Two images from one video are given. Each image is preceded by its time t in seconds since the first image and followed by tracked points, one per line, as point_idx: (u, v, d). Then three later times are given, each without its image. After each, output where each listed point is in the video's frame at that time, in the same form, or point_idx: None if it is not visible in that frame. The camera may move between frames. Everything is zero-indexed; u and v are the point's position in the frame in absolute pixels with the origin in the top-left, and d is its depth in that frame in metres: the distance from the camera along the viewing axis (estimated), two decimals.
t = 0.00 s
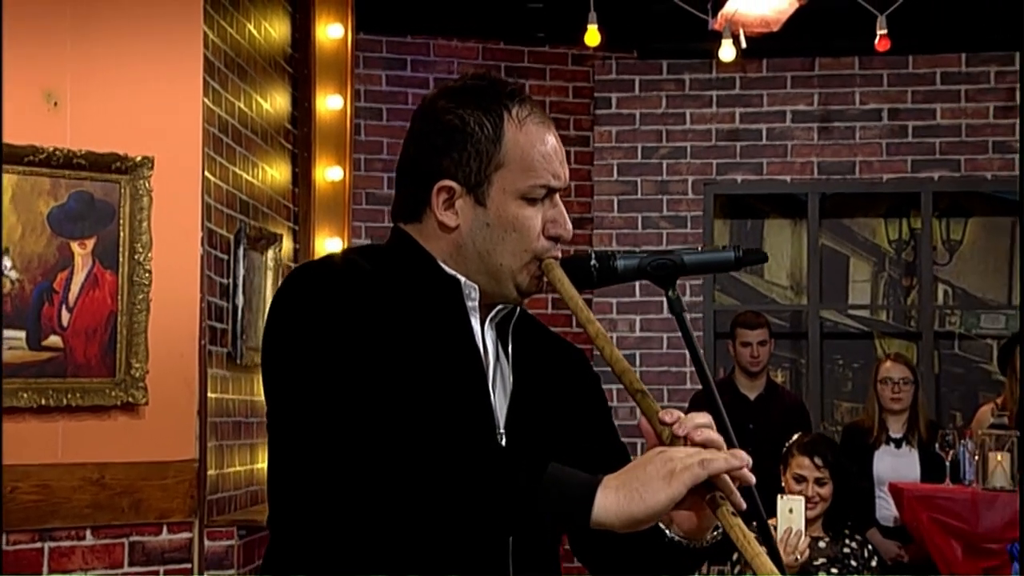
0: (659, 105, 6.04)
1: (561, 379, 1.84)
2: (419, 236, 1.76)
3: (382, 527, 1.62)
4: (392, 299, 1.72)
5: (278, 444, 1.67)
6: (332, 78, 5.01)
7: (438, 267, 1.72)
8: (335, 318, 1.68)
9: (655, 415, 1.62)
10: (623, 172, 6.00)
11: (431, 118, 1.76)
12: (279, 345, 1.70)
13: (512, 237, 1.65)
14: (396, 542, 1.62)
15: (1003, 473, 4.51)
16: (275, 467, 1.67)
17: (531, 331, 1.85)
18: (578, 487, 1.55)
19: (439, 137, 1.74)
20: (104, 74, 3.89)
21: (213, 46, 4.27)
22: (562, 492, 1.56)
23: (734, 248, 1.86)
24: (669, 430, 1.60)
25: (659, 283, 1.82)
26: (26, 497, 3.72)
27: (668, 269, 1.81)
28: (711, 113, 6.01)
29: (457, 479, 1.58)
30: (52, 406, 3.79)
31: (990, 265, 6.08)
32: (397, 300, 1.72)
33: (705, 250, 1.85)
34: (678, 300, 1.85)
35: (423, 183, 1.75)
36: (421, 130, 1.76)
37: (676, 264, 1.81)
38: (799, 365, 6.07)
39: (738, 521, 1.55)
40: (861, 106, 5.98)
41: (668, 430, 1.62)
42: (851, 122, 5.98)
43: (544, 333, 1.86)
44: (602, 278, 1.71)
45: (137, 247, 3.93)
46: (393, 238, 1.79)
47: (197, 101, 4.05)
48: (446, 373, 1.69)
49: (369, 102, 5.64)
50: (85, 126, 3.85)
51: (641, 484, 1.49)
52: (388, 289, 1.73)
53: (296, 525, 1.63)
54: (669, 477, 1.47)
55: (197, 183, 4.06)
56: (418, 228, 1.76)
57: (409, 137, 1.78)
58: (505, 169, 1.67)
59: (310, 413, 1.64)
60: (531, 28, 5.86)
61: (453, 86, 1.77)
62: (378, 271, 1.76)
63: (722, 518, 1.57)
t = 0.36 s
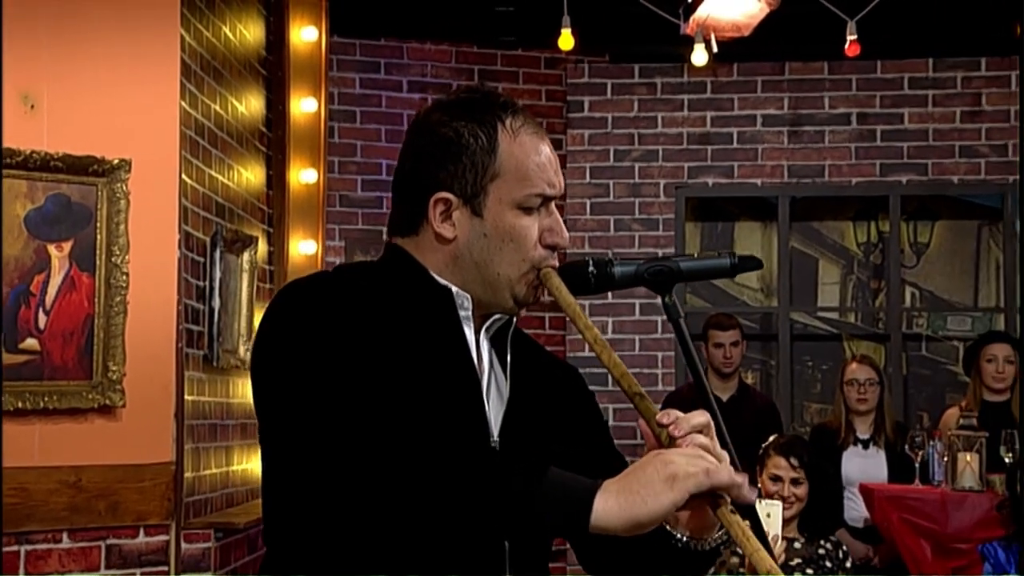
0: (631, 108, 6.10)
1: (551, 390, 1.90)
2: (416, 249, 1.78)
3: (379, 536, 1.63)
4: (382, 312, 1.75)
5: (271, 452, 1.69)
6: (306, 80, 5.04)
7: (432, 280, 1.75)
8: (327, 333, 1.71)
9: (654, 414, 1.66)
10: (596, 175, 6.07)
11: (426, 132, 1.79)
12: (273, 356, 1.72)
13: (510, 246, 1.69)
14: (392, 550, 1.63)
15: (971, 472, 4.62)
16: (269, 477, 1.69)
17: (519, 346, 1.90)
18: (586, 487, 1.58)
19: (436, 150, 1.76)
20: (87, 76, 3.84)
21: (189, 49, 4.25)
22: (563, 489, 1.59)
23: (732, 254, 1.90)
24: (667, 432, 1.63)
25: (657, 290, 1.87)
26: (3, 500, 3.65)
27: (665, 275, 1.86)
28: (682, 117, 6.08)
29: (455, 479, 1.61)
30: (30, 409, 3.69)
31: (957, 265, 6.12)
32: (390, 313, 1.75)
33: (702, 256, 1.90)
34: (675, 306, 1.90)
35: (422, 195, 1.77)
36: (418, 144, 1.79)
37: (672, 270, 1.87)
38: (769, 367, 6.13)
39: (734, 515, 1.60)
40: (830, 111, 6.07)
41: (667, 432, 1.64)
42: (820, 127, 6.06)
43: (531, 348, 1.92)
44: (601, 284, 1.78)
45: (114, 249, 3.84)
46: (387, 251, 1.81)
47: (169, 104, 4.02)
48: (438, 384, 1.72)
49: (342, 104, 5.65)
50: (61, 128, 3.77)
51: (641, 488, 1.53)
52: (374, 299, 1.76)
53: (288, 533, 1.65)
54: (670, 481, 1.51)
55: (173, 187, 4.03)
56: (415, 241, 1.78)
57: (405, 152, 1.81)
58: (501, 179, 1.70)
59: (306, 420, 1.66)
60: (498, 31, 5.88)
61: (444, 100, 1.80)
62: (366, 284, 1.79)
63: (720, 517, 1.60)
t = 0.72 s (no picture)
0: (598, 110, 6.16)
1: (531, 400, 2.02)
2: (401, 267, 1.88)
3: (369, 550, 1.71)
4: (368, 331, 1.84)
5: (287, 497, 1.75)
6: (275, 80, 5.04)
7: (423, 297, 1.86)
8: (312, 357, 1.80)
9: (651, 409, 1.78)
10: (564, 176, 6.10)
11: (402, 149, 1.89)
12: (263, 385, 1.81)
13: (493, 249, 1.79)
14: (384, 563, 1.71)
15: (935, 472, 4.70)
16: (273, 495, 1.76)
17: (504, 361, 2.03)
18: (585, 483, 1.66)
19: (415, 165, 1.86)
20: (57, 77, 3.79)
21: (158, 50, 4.14)
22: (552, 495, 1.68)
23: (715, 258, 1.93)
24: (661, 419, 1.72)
25: (643, 292, 1.89)
26: None
27: (650, 278, 1.88)
28: (649, 119, 6.15)
29: (439, 492, 1.68)
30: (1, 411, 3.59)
31: (920, 267, 6.19)
32: (376, 331, 1.84)
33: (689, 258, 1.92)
34: (661, 308, 1.92)
35: (402, 211, 1.87)
36: (396, 163, 1.89)
37: (658, 272, 1.88)
38: (734, 368, 6.18)
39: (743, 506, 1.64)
40: (795, 113, 6.13)
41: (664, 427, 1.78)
42: (785, 129, 6.12)
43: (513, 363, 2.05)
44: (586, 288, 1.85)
45: (83, 250, 3.78)
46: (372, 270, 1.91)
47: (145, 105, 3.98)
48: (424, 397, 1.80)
49: (310, 105, 5.65)
50: (31, 129, 3.73)
51: (648, 479, 1.57)
52: (361, 320, 1.85)
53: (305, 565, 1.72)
54: (676, 471, 1.55)
55: (143, 190, 3.97)
56: (400, 258, 1.88)
57: (384, 171, 1.91)
58: (479, 183, 1.81)
59: (294, 444, 1.75)
60: (461, 32, 5.88)
61: (419, 119, 1.90)
62: (354, 306, 1.87)
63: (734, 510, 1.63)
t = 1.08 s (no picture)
0: (558, 112, 6.17)
1: (503, 398, 2.05)
2: (375, 261, 1.95)
3: (342, 542, 1.78)
4: (343, 328, 1.88)
5: (261, 477, 1.81)
6: (235, 79, 4.96)
7: (397, 295, 1.92)
8: (286, 356, 1.85)
9: (628, 408, 1.83)
10: (524, 177, 6.12)
11: (383, 145, 1.95)
12: (242, 373, 1.87)
13: (468, 251, 1.86)
14: (355, 553, 1.77)
15: (892, 472, 4.79)
16: (250, 477, 1.83)
17: (481, 355, 2.07)
18: (562, 480, 1.68)
19: (395, 161, 1.92)
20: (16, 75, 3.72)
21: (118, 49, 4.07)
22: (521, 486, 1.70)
23: (686, 261, 2.05)
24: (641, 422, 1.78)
25: (614, 294, 2.02)
26: None
27: (620, 280, 2.01)
28: (609, 120, 6.17)
29: (408, 486, 1.71)
30: None
31: (877, 269, 6.24)
32: (349, 329, 1.88)
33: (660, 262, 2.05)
34: (632, 309, 2.04)
35: (380, 207, 1.93)
36: (376, 158, 1.95)
37: (627, 275, 2.01)
38: (693, 368, 6.22)
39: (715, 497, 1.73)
40: (754, 115, 6.17)
41: (639, 422, 1.80)
42: (744, 131, 6.16)
43: (492, 355, 2.09)
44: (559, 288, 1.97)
45: (42, 251, 3.70)
46: (347, 265, 1.96)
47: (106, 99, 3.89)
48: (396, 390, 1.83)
49: (270, 105, 5.63)
50: None
51: (623, 478, 1.63)
52: (336, 317, 1.90)
53: (281, 545, 1.81)
54: (653, 469, 1.62)
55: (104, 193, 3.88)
56: (375, 252, 1.94)
57: (363, 166, 1.97)
58: (458, 186, 1.87)
59: (269, 441, 1.81)
60: (418, 33, 5.88)
61: (401, 113, 1.96)
62: (330, 304, 1.92)
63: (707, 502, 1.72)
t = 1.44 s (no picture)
0: (508, 112, 6.18)
1: (453, 398, 2.05)
2: (327, 261, 1.94)
3: (291, 545, 1.78)
4: (293, 327, 1.87)
5: (213, 476, 1.81)
6: (181, 79, 4.81)
7: (349, 295, 1.91)
8: (235, 356, 1.84)
9: (582, 407, 1.88)
10: (474, 177, 6.13)
11: (338, 145, 1.94)
12: (193, 371, 1.86)
13: (422, 251, 1.87)
14: (305, 558, 1.78)
15: (837, 471, 4.84)
16: (201, 476, 1.82)
17: (430, 354, 2.07)
18: (511, 474, 1.72)
19: (348, 160, 1.92)
20: None
21: (63, 47, 4.01)
22: (474, 482, 1.74)
23: (637, 264, 2.14)
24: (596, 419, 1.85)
25: (568, 295, 2.10)
26: None
27: (575, 282, 2.09)
28: (559, 121, 6.19)
29: (358, 486, 1.73)
30: None
31: (823, 270, 6.29)
32: (300, 328, 1.87)
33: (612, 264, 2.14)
34: (584, 310, 2.12)
35: (334, 206, 1.93)
36: (330, 157, 1.94)
37: (581, 277, 2.10)
38: (642, 368, 6.25)
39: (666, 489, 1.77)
40: (702, 117, 6.20)
41: (595, 419, 1.86)
42: (692, 133, 6.20)
43: (441, 354, 2.09)
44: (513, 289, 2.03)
45: None
46: (298, 265, 1.95)
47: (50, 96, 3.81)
48: (348, 385, 1.83)
49: (217, 105, 5.59)
50: None
51: (579, 473, 1.68)
52: (286, 316, 1.88)
53: (232, 545, 1.80)
54: (609, 465, 1.67)
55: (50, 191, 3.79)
56: (328, 252, 1.94)
57: (317, 162, 1.96)
58: (412, 186, 1.88)
59: (216, 443, 1.80)
60: (367, 32, 5.86)
61: (357, 113, 1.96)
62: (279, 304, 1.91)
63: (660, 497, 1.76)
